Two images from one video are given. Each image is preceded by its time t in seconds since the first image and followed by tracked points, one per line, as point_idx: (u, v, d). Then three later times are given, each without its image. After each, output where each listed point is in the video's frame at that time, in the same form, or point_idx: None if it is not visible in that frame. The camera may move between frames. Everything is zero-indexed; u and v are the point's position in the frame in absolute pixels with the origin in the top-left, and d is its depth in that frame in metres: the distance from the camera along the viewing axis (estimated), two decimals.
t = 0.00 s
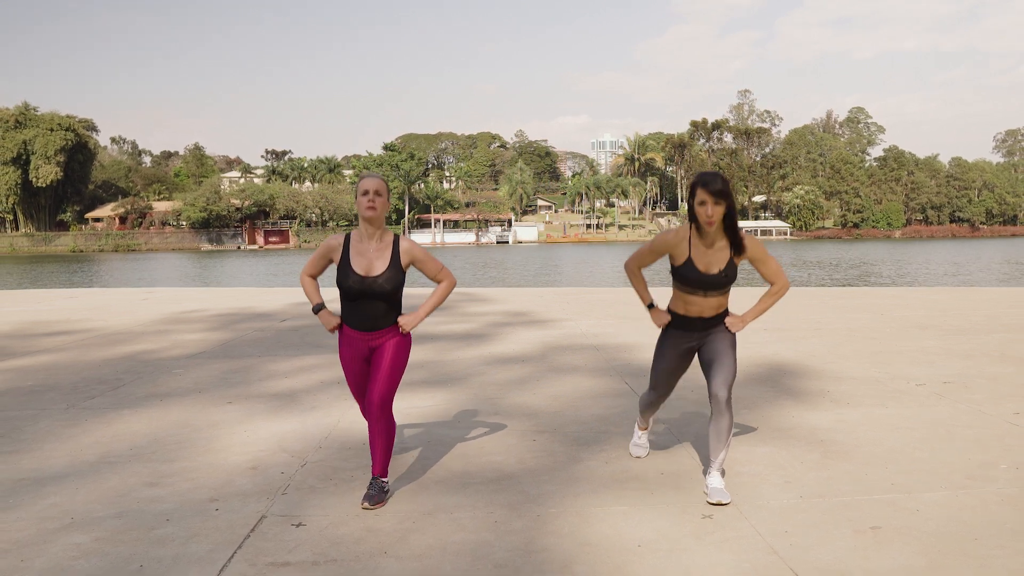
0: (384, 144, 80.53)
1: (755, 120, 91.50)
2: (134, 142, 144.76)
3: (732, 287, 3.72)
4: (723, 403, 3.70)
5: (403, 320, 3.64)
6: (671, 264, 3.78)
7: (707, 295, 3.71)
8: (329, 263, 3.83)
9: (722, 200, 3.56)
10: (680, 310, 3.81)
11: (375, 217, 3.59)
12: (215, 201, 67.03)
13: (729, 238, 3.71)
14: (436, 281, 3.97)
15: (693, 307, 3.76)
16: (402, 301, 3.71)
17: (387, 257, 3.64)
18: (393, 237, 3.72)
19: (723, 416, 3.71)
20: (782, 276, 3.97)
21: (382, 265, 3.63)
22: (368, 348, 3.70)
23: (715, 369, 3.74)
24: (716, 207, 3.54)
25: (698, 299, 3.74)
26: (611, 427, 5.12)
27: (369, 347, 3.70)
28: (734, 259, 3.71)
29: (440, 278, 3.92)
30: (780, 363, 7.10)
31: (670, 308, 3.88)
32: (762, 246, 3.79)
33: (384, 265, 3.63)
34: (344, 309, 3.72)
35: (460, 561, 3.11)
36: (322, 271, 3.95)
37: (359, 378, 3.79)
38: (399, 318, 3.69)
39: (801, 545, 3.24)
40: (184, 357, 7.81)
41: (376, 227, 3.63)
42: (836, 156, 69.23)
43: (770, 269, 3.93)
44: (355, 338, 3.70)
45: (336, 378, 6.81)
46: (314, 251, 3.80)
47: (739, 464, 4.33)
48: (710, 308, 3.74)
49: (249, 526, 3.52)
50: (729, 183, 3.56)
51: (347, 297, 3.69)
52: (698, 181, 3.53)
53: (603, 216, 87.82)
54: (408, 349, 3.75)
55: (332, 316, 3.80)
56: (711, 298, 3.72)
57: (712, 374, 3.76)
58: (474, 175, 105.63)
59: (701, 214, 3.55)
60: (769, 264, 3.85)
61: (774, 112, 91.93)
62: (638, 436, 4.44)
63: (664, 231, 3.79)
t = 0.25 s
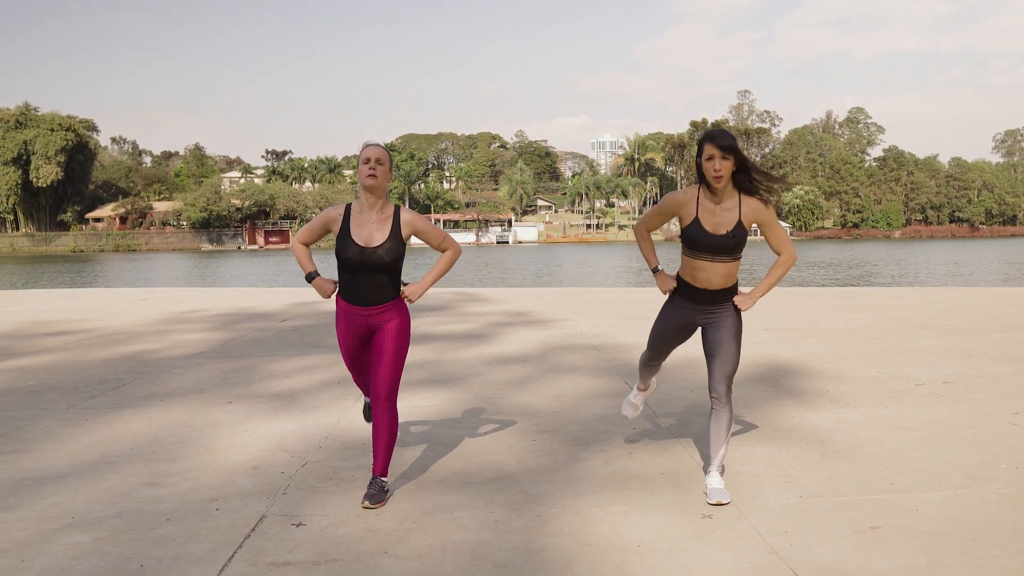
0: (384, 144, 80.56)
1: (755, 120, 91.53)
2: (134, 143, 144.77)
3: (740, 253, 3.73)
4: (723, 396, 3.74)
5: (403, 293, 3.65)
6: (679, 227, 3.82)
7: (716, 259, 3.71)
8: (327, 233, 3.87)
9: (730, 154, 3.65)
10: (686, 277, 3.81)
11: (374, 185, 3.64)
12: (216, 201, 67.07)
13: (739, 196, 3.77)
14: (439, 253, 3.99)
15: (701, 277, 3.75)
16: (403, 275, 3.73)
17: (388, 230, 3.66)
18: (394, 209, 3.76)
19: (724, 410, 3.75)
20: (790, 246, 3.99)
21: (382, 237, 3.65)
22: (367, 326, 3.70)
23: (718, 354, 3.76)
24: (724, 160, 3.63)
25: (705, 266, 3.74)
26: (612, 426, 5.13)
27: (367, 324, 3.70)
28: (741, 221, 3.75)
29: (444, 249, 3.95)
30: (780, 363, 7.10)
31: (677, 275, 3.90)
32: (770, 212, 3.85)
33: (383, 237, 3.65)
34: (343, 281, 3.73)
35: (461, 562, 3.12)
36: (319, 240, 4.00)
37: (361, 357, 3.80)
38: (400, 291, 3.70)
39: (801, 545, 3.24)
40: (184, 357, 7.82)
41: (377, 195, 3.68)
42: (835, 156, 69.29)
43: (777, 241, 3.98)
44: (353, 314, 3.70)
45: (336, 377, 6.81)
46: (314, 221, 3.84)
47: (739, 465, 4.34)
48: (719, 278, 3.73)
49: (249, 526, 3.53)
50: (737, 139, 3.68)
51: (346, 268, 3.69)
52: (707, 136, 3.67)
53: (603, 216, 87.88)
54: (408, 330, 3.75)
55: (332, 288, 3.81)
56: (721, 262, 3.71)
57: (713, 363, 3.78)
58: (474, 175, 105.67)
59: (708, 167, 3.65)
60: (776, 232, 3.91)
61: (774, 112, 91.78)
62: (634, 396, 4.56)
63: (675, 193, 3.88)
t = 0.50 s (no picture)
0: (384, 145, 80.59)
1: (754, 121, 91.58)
2: (135, 143, 144.86)
3: (741, 247, 3.74)
4: (722, 395, 3.76)
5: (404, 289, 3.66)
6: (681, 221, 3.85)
7: (716, 253, 3.72)
8: (325, 232, 3.87)
9: (731, 147, 3.70)
10: (688, 272, 3.82)
11: (374, 182, 3.67)
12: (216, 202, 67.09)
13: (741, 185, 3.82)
14: (439, 252, 4.00)
15: (702, 273, 3.76)
16: (403, 274, 3.73)
17: (387, 228, 3.66)
18: (394, 207, 3.76)
19: (723, 410, 3.76)
20: (790, 243, 4.00)
21: (382, 236, 3.65)
22: (367, 326, 3.70)
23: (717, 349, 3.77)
24: (726, 153, 3.68)
25: (706, 260, 3.75)
26: (611, 426, 5.15)
27: (368, 324, 3.70)
28: (743, 215, 3.77)
29: (443, 249, 3.95)
30: (779, 363, 7.11)
31: (678, 272, 3.91)
32: (769, 207, 3.87)
33: (383, 236, 3.66)
34: (342, 279, 3.73)
35: (462, 562, 3.12)
36: (316, 240, 3.99)
37: (360, 356, 3.80)
38: (401, 288, 3.71)
39: (800, 544, 3.25)
40: (184, 357, 7.83)
41: (376, 195, 3.70)
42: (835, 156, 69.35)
43: (777, 237, 4.00)
44: (354, 314, 3.70)
45: (336, 377, 6.82)
46: (312, 220, 3.83)
47: (739, 464, 4.35)
48: (719, 272, 3.74)
49: (250, 525, 3.54)
50: (738, 132, 3.73)
51: (345, 268, 3.70)
52: (710, 128, 3.71)
53: (603, 216, 87.92)
54: (408, 329, 3.76)
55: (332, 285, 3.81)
56: (721, 257, 3.72)
57: (712, 363, 3.78)
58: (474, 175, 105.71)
59: (710, 160, 3.69)
60: (776, 228, 3.93)
61: (773, 112, 91.79)
62: (636, 399, 4.58)
63: (677, 187, 3.92)
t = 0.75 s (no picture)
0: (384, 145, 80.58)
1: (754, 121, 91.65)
2: (135, 143, 144.81)
3: (736, 264, 3.74)
4: (721, 400, 3.74)
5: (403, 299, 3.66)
6: (675, 240, 3.81)
7: (711, 271, 3.72)
8: (324, 243, 3.85)
9: (727, 168, 3.63)
10: (682, 290, 3.81)
11: (373, 194, 3.62)
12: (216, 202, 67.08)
13: (734, 206, 3.76)
14: (438, 262, 4.00)
15: (697, 289, 3.76)
16: (402, 281, 3.73)
17: (386, 238, 3.65)
18: (392, 218, 3.74)
19: (722, 413, 3.75)
20: (786, 255, 3.97)
21: (381, 246, 3.65)
22: (367, 335, 3.72)
23: (716, 353, 3.77)
24: (722, 175, 3.61)
25: (701, 278, 3.75)
26: (611, 426, 5.15)
27: (368, 333, 3.71)
28: (737, 234, 3.75)
29: (442, 258, 3.95)
30: (779, 363, 7.12)
31: (673, 289, 3.90)
32: (765, 222, 3.83)
33: (382, 247, 3.65)
34: (343, 291, 3.74)
35: (462, 561, 3.13)
36: (314, 252, 3.98)
37: (359, 365, 3.81)
38: (399, 297, 3.71)
39: (799, 545, 3.26)
40: (185, 356, 7.84)
41: (374, 206, 3.67)
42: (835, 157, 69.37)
43: (773, 250, 3.96)
44: (353, 323, 3.71)
45: (336, 377, 6.82)
46: (311, 232, 3.82)
47: (739, 463, 4.35)
48: (714, 289, 3.74)
49: (250, 525, 3.54)
50: (733, 152, 3.65)
51: (345, 279, 3.70)
52: (705, 149, 3.62)
53: (603, 216, 87.93)
54: (408, 336, 3.76)
55: (333, 299, 3.83)
56: (714, 276, 3.73)
57: (711, 369, 3.78)
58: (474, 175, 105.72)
59: (705, 182, 3.62)
60: (771, 242, 3.90)
61: (773, 113, 91.94)
62: (638, 428, 4.42)
63: (669, 204, 3.83)
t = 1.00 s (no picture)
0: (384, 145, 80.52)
1: (754, 121, 91.66)
2: (136, 143, 144.78)
3: (725, 309, 3.75)
4: (722, 407, 3.70)
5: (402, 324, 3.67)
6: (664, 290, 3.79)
7: (702, 318, 3.73)
8: (325, 269, 3.86)
9: (714, 228, 3.56)
10: (674, 337, 3.81)
11: (372, 224, 3.60)
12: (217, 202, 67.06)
13: (722, 259, 3.72)
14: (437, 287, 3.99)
15: (688, 332, 3.76)
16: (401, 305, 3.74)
17: (386, 262, 3.66)
18: (392, 243, 3.74)
19: (722, 420, 3.70)
20: (775, 296, 3.93)
21: (380, 270, 3.65)
22: (367, 356, 3.72)
23: (713, 381, 3.74)
24: (709, 236, 3.55)
25: (693, 323, 3.75)
26: (611, 426, 5.15)
27: (368, 355, 3.73)
28: (726, 282, 3.73)
29: (441, 284, 3.95)
30: (779, 363, 7.12)
31: (667, 337, 3.89)
32: (754, 270, 3.81)
33: (382, 270, 3.65)
34: (343, 315, 3.75)
35: (462, 560, 3.14)
36: (315, 281, 3.96)
37: (357, 388, 3.81)
38: (398, 321, 3.72)
39: (799, 544, 3.26)
40: (185, 356, 7.84)
41: (373, 234, 3.66)
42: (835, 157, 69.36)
43: (762, 292, 3.93)
44: (353, 345, 3.72)
45: (336, 377, 6.82)
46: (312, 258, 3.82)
47: (738, 464, 4.35)
48: (706, 331, 3.75)
49: (250, 525, 3.54)
50: (721, 208, 3.56)
51: (345, 302, 3.71)
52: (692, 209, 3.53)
53: (603, 216, 87.90)
54: (407, 354, 3.77)
55: (333, 323, 3.83)
56: (705, 321, 3.73)
57: (709, 388, 3.77)
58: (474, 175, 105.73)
59: (693, 242, 3.57)
60: (761, 288, 3.87)
61: (773, 113, 92.00)
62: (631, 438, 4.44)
63: (657, 257, 3.79)
